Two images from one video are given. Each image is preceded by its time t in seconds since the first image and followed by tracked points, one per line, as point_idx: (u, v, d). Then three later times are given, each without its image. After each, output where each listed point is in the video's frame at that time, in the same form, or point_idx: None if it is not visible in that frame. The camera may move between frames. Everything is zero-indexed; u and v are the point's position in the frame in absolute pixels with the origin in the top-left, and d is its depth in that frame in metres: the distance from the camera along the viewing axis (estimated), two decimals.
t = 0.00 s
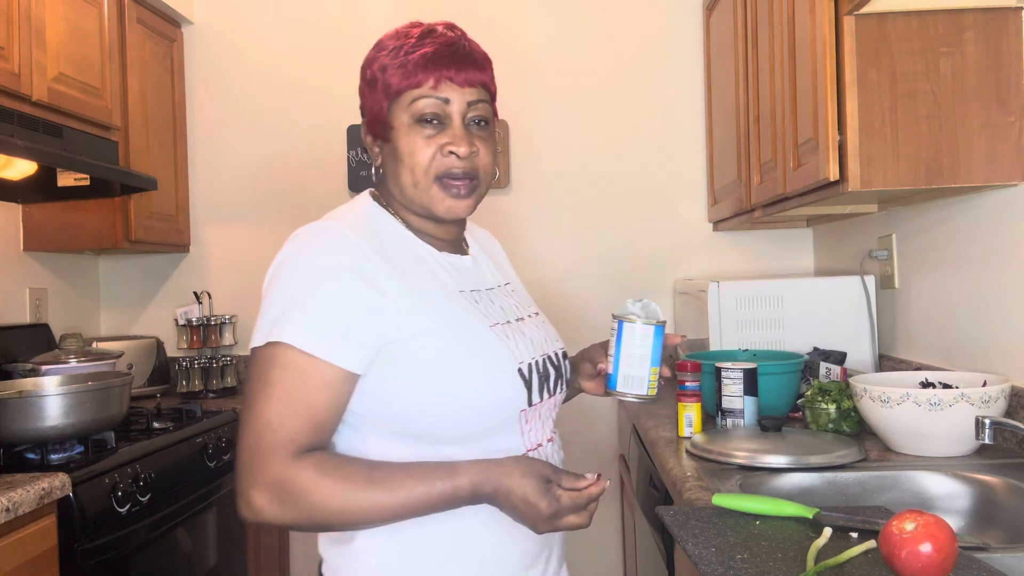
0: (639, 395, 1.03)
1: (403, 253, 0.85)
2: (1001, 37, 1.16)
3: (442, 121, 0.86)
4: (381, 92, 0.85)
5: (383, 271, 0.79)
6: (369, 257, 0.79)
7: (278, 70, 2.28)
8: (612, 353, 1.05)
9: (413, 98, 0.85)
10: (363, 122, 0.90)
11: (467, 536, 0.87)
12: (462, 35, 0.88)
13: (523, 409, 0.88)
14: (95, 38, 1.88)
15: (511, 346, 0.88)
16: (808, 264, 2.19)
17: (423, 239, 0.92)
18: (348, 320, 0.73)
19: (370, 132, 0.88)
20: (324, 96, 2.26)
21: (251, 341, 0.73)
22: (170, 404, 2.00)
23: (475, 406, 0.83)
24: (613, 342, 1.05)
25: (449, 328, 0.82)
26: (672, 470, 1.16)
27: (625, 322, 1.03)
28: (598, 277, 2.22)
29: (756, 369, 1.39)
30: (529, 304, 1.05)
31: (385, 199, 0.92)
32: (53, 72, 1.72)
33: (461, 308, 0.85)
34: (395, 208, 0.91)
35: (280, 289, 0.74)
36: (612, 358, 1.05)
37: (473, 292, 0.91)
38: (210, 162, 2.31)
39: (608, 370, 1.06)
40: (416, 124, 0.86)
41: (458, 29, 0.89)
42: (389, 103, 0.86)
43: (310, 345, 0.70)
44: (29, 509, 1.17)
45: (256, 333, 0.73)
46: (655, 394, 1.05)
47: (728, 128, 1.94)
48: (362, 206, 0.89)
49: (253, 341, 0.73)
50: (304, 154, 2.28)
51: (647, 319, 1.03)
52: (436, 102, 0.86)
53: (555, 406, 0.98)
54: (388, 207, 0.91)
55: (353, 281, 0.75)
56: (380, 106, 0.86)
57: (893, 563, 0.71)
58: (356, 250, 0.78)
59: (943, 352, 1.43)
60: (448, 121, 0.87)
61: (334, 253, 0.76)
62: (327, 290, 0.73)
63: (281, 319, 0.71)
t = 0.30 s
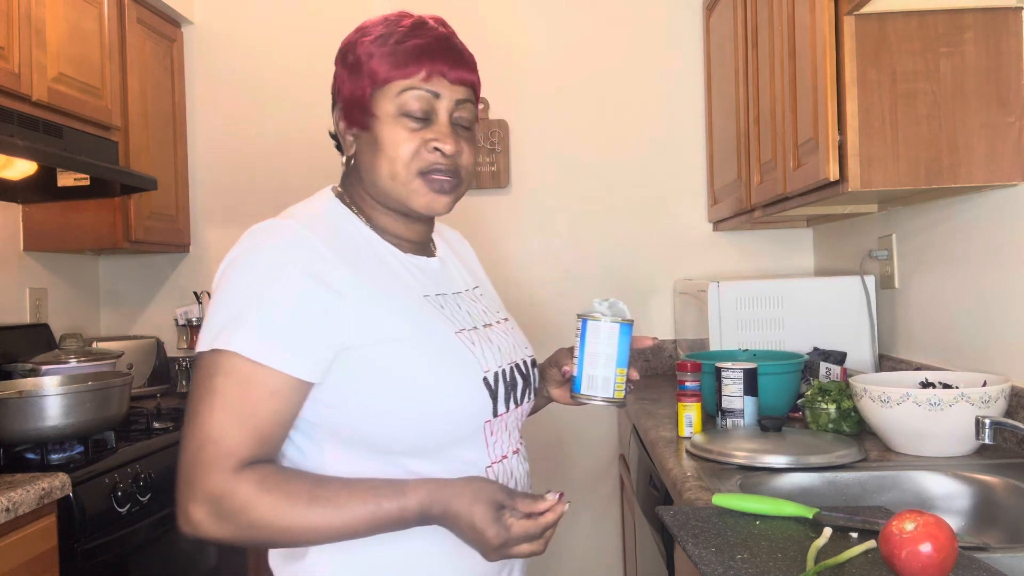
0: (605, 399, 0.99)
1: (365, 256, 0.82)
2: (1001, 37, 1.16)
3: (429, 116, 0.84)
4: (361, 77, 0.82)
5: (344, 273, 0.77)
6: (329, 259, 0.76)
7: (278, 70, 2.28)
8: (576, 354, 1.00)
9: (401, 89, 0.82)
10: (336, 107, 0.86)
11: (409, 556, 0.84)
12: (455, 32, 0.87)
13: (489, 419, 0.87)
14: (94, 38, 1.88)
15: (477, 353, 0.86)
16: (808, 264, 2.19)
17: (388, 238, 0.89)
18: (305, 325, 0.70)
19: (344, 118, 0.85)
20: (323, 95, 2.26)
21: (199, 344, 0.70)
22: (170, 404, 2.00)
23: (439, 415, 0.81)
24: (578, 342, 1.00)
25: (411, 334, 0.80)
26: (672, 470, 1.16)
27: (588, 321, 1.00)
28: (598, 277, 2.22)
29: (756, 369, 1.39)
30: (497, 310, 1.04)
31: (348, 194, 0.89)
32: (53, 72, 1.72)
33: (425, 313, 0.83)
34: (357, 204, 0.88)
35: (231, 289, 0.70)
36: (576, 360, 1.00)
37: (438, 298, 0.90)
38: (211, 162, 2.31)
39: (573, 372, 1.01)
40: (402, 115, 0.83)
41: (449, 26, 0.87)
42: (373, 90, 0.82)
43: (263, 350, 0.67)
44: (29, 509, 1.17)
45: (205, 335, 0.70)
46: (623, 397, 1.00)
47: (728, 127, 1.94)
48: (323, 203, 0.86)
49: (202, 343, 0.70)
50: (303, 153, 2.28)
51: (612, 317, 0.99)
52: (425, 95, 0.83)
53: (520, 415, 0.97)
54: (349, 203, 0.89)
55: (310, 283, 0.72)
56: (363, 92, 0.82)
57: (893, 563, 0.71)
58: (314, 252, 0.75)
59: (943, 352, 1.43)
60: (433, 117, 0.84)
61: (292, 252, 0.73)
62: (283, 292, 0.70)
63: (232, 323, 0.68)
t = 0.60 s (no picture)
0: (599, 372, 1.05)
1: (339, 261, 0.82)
2: (1001, 36, 1.16)
3: (465, 145, 0.89)
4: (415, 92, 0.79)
5: (317, 279, 0.76)
6: (304, 267, 0.76)
7: (278, 70, 2.28)
8: (568, 334, 1.07)
9: (457, 118, 0.85)
10: (371, 110, 0.79)
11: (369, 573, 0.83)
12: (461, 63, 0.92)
13: (470, 420, 0.90)
14: (94, 38, 1.88)
15: (454, 355, 0.88)
16: (808, 264, 2.19)
17: (359, 238, 0.88)
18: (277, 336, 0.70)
19: (381, 127, 0.80)
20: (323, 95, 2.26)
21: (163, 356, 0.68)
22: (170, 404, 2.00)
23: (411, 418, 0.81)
24: (570, 321, 1.06)
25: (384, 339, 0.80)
26: (672, 470, 1.16)
27: (578, 301, 1.06)
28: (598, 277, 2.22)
29: (756, 369, 1.39)
30: (464, 308, 1.06)
31: (318, 194, 0.88)
32: (53, 72, 1.72)
33: (399, 317, 0.84)
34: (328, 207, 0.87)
35: (198, 299, 0.69)
36: (568, 339, 1.07)
37: (413, 300, 0.90)
38: (210, 162, 2.31)
39: (566, 352, 1.07)
40: (454, 143, 0.86)
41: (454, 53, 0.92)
42: (436, 113, 0.82)
43: (236, 364, 0.66)
44: (29, 509, 1.17)
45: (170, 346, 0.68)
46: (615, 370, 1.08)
47: (728, 127, 1.94)
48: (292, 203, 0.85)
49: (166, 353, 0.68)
50: (303, 153, 2.27)
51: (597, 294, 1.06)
52: (468, 126, 0.88)
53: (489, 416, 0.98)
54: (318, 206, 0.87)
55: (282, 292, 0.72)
56: (427, 112, 0.81)
57: (893, 564, 0.71)
58: (289, 260, 0.75)
59: (943, 352, 1.43)
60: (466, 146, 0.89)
61: (264, 260, 0.72)
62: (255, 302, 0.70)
63: (203, 337, 0.66)
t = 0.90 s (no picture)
0: (570, 374, 1.17)
1: (338, 260, 0.82)
2: (1001, 37, 1.16)
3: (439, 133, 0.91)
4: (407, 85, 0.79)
5: (323, 278, 0.76)
6: (311, 267, 0.76)
7: (278, 70, 2.28)
8: (544, 338, 1.17)
9: (431, 106, 0.87)
10: (354, 107, 0.80)
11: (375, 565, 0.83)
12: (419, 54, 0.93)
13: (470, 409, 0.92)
14: (95, 37, 1.88)
15: (452, 347, 0.89)
16: (808, 264, 2.19)
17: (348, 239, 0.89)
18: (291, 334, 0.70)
19: (365, 124, 0.81)
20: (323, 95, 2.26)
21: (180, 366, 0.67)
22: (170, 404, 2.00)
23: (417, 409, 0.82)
24: (545, 327, 1.17)
25: (389, 331, 0.80)
26: (672, 470, 1.16)
27: (552, 308, 1.16)
28: (598, 277, 2.22)
29: (755, 369, 1.39)
30: (444, 305, 1.07)
31: (303, 194, 0.87)
32: (53, 72, 1.72)
33: (402, 312, 0.85)
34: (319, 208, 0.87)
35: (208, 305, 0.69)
36: (545, 344, 1.17)
37: (407, 297, 0.92)
38: (210, 162, 2.31)
39: (542, 355, 1.17)
40: (431, 131, 0.88)
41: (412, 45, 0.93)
42: (415, 103, 0.84)
43: (263, 367, 0.66)
44: (29, 509, 1.17)
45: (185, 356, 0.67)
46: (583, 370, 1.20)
47: (728, 127, 1.94)
48: (280, 205, 0.84)
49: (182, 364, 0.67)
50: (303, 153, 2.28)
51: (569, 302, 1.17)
52: (440, 114, 0.90)
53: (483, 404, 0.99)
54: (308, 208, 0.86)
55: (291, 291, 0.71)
56: (407, 103, 0.83)
57: (893, 564, 0.71)
58: (296, 261, 0.75)
59: (943, 352, 1.43)
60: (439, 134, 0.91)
61: (271, 261, 0.72)
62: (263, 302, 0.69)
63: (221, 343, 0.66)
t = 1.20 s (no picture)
0: (561, 374, 1.17)
1: (356, 256, 0.84)
2: (1001, 37, 1.16)
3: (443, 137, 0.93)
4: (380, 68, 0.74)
5: (346, 274, 0.78)
6: (334, 263, 0.78)
7: (278, 70, 2.28)
8: (536, 339, 1.18)
9: (435, 112, 0.89)
10: (366, 115, 0.82)
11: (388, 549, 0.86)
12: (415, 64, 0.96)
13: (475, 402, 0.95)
14: (95, 38, 1.89)
15: (461, 343, 0.92)
16: (808, 264, 2.19)
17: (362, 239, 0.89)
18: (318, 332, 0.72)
19: (376, 131, 0.83)
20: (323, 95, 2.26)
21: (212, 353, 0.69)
22: (170, 404, 2.00)
23: (430, 400, 0.85)
24: (537, 328, 1.18)
25: (405, 331, 0.83)
26: (672, 470, 1.16)
27: (545, 311, 1.17)
28: (598, 277, 2.22)
29: (755, 369, 1.39)
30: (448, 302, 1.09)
31: (317, 195, 0.88)
32: (53, 72, 1.72)
33: (416, 308, 0.87)
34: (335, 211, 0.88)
35: (240, 298, 0.70)
36: (536, 344, 1.18)
37: (419, 294, 0.94)
38: (210, 162, 2.31)
39: (533, 355, 1.18)
40: (436, 135, 0.90)
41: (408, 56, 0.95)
42: (421, 109, 0.86)
43: (293, 358, 0.68)
44: (29, 509, 1.17)
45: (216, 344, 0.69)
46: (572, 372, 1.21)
47: (728, 127, 1.94)
48: (299, 203, 0.85)
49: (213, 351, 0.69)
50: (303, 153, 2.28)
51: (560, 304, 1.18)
52: (442, 119, 0.92)
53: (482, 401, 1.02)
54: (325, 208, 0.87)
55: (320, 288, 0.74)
56: (414, 109, 0.85)
57: (893, 564, 0.71)
58: (322, 257, 0.77)
59: (943, 352, 1.43)
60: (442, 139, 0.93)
61: (299, 257, 0.74)
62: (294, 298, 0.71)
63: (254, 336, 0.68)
